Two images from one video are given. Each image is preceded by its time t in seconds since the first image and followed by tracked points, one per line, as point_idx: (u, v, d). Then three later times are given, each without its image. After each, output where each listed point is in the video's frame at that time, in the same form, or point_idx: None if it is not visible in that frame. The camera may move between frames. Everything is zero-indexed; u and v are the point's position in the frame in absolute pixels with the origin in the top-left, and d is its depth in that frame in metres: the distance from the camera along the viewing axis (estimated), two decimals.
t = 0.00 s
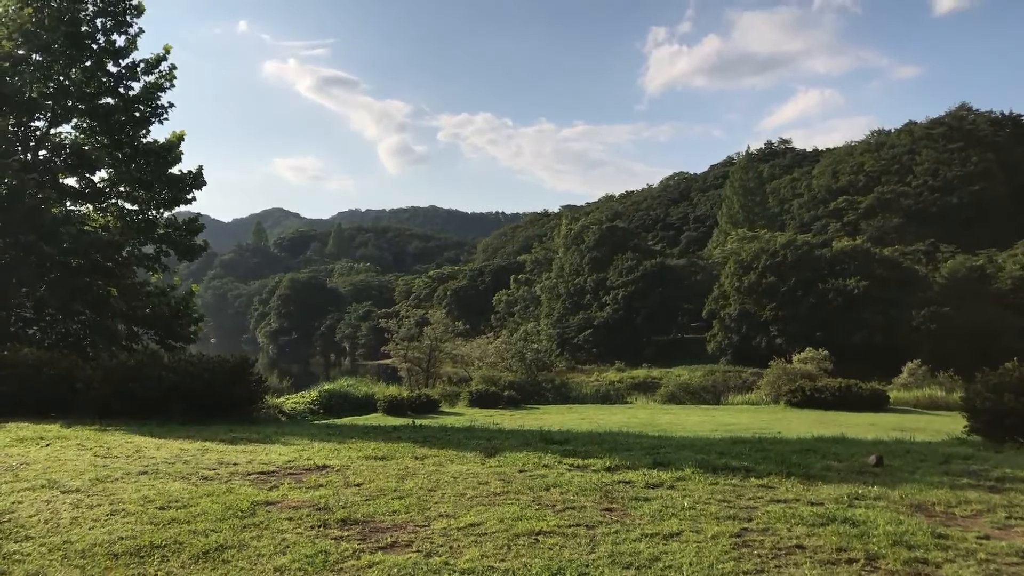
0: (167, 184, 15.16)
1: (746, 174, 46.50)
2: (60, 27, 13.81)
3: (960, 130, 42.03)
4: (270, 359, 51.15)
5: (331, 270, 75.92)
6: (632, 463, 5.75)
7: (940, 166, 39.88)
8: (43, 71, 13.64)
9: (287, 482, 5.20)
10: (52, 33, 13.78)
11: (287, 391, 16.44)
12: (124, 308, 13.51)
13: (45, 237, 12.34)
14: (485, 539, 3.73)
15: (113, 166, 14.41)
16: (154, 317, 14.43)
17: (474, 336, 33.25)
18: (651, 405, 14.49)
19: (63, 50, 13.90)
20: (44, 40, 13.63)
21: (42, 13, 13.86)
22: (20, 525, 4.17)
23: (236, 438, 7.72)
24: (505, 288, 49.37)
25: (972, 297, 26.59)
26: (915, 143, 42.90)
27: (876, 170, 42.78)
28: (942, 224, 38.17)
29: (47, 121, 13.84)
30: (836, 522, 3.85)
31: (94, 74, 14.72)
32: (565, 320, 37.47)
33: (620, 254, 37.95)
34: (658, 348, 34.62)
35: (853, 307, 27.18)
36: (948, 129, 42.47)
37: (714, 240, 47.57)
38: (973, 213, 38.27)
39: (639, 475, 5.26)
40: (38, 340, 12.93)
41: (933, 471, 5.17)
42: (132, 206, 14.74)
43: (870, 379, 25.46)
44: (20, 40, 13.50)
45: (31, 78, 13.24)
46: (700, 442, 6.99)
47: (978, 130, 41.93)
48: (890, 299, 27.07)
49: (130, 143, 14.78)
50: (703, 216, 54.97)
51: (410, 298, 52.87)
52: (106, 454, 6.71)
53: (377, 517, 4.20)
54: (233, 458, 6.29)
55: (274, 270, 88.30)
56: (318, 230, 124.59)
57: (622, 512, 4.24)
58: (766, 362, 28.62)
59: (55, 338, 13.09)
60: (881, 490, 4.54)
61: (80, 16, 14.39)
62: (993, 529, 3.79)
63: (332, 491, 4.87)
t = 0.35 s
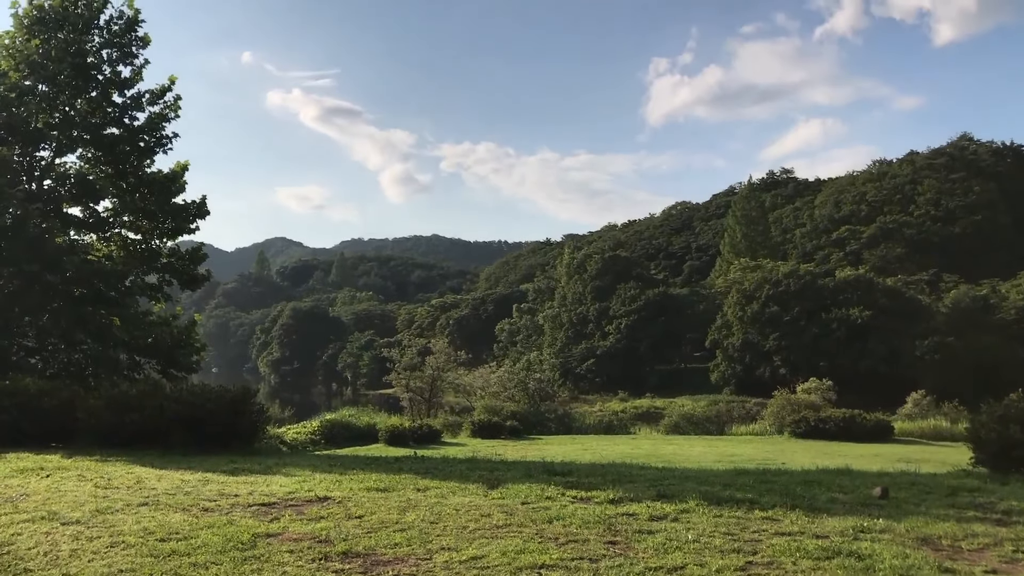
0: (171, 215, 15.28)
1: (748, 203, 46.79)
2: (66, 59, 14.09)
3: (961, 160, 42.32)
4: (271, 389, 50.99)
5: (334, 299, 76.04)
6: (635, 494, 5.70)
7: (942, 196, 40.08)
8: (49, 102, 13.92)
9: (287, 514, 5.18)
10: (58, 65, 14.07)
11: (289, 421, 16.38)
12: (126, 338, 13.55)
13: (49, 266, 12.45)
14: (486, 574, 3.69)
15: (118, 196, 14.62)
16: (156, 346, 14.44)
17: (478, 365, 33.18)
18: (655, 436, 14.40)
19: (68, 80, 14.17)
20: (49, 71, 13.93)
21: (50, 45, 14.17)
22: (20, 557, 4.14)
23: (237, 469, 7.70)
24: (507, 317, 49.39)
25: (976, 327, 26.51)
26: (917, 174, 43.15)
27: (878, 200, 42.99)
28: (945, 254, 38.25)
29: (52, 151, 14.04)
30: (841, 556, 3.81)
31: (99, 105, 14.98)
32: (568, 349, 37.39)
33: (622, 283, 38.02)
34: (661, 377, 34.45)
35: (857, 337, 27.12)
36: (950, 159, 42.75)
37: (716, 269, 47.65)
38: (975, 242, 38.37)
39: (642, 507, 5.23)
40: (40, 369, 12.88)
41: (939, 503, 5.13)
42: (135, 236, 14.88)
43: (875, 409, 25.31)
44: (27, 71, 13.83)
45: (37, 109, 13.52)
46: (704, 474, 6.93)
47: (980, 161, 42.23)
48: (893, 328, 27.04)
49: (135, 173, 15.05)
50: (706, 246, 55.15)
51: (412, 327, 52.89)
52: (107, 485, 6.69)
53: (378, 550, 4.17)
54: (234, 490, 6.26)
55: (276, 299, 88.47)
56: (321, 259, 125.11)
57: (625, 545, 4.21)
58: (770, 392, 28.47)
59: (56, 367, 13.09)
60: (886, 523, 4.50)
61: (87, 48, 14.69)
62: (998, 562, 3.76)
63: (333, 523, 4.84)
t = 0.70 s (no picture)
0: (176, 244, 15.48)
1: (752, 231, 47.00)
2: (73, 90, 14.31)
3: (964, 188, 42.47)
4: (274, 418, 50.77)
5: (338, 327, 76.08)
6: (641, 525, 5.66)
7: (945, 223, 40.16)
8: (56, 132, 14.12)
9: (291, 546, 5.15)
10: (66, 96, 14.31)
11: (292, 450, 16.31)
12: (130, 367, 13.56)
13: (54, 295, 12.52)
14: None
15: (123, 225, 14.79)
16: (161, 375, 14.45)
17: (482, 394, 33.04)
18: (660, 465, 14.28)
19: (75, 111, 14.36)
20: (56, 101, 14.15)
21: (58, 77, 14.43)
22: None
23: (240, 500, 7.67)
24: (511, 345, 49.33)
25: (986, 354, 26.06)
26: (919, 201, 43.29)
27: (881, 228, 43.11)
28: (950, 281, 38.21)
29: (58, 181, 14.21)
30: None
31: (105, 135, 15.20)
32: (572, 377, 37.26)
33: (626, 311, 38.02)
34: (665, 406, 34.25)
35: (862, 365, 27.01)
36: (952, 187, 42.91)
37: (720, 297, 47.64)
38: (979, 270, 38.36)
39: (647, 538, 5.20)
40: (44, 399, 12.83)
41: (947, 534, 5.08)
42: (139, 265, 15.01)
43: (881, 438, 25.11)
44: (35, 102, 14.07)
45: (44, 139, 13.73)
46: (709, 503, 6.87)
47: (983, 188, 42.37)
48: (899, 356, 26.93)
49: (140, 204, 15.29)
50: (709, 273, 55.24)
51: (416, 356, 52.82)
52: (109, 516, 6.65)
53: None
54: (237, 520, 6.23)
55: (280, 328, 88.54)
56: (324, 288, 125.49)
57: None
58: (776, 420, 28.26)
59: (60, 398, 13.05)
60: (893, 554, 4.46)
61: (95, 79, 14.95)
62: None
63: (336, 555, 4.81)
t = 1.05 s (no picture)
0: (179, 273, 15.62)
1: (756, 258, 47.05)
2: (78, 120, 14.56)
3: (968, 215, 42.60)
4: (277, 448, 50.44)
5: (341, 356, 75.97)
6: (646, 557, 5.61)
7: (949, 251, 40.21)
8: (61, 163, 14.33)
9: None
10: (71, 126, 14.55)
11: (294, 480, 16.23)
12: (133, 397, 13.56)
13: (58, 325, 12.66)
14: None
15: (127, 255, 14.94)
16: (163, 406, 14.42)
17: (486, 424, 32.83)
18: (666, 495, 14.15)
19: (80, 141, 14.61)
20: (62, 132, 14.39)
21: (64, 108, 14.69)
22: None
23: (243, 531, 7.62)
24: (515, 374, 49.14)
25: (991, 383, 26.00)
26: (923, 229, 43.38)
27: (885, 255, 43.16)
28: (955, 309, 38.15)
29: (63, 212, 14.39)
30: None
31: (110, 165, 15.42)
32: (576, 406, 37.08)
33: (631, 339, 37.93)
34: (671, 435, 33.97)
35: (868, 393, 26.80)
36: (956, 215, 43.02)
37: (725, 325, 47.54)
38: (984, 297, 38.30)
39: (652, 570, 5.14)
40: (46, 430, 12.91)
41: (956, 566, 5.01)
42: (143, 294, 15.13)
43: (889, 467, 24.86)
44: (40, 133, 14.31)
45: (49, 170, 13.94)
46: (715, 535, 6.80)
47: (986, 216, 42.50)
48: (905, 384, 26.75)
49: (144, 233, 15.43)
50: (713, 301, 55.21)
51: (420, 385, 52.62)
52: (111, 548, 6.62)
53: None
54: (239, 552, 6.20)
55: (283, 358, 88.42)
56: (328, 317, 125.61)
57: None
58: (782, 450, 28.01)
59: (63, 428, 13.13)
60: None
61: (100, 109, 15.21)
62: None
63: None
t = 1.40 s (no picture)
0: (182, 306, 15.72)
1: (759, 291, 46.38)
2: (84, 155, 14.89)
3: (970, 249, 42.74)
4: (277, 482, 49.95)
5: (342, 389, 75.65)
6: None
7: (952, 285, 40.26)
8: (66, 196, 14.60)
9: None
10: (76, 160, 14.87)
11: (295, 515, 16.12)
12: (135, 431, 13.52)
13: (60, 359, 12.85)
14: None
15: (131, 289, 15.08)
16: (164, 439, 14.34)
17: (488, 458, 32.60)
18: (670, 531, 14.00)
19: (86, 176, 14.90)
20: (67, 166, 14.71)
21: (69, 142, 15.04)
22: None
23: (245, 566, 7.59)
24: (517, 408, 48.85)
25: (995, 418, 25.84)
26: (925, 262, 43.45)
27: (888, 288, 43.24)
28: (959, 343, 38.05)
29: (67, 245, 14.59)
30: None
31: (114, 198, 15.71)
32: (579, 440, 36.86)
33: (633, 373, 37.79)
34: (674, 470, 33.65)
35: (872, 428, 26.59)
36: (958, 250, 43.07)
37: (728, 358, 47.42)
38: (987, 331, 38.23)
39: None
40: (47, 464, 12.82)
41: None
42: (146, 328, 15.20)
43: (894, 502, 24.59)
44: (46, 167, 14.62)
45: (53, 203, 14.19)
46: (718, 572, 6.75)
47: (988, 250, 42.62)
48: (909, 419, 26.57)
49: (148, 266, 15.62)
50: (716, 334, 55.17)
51: (422, 419, 52.32)
52: None
53: None
54: None
55: (285, 391, 88.14)
56: (330, 349, 125.55)
57: None
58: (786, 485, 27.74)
59: (64, 461, 13.04)
60: None
61: (106, 143, 15.54)
62: None
63: None
